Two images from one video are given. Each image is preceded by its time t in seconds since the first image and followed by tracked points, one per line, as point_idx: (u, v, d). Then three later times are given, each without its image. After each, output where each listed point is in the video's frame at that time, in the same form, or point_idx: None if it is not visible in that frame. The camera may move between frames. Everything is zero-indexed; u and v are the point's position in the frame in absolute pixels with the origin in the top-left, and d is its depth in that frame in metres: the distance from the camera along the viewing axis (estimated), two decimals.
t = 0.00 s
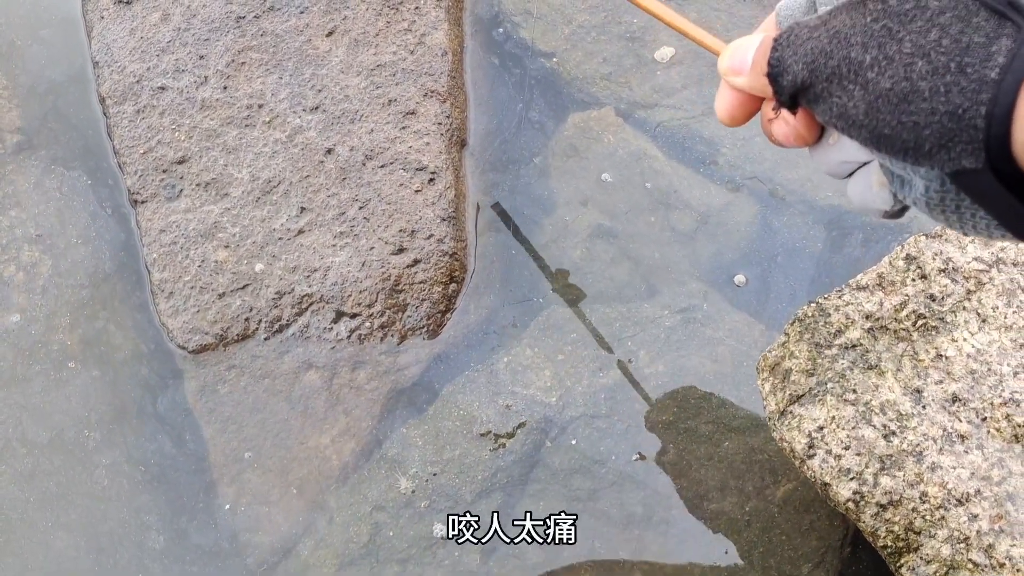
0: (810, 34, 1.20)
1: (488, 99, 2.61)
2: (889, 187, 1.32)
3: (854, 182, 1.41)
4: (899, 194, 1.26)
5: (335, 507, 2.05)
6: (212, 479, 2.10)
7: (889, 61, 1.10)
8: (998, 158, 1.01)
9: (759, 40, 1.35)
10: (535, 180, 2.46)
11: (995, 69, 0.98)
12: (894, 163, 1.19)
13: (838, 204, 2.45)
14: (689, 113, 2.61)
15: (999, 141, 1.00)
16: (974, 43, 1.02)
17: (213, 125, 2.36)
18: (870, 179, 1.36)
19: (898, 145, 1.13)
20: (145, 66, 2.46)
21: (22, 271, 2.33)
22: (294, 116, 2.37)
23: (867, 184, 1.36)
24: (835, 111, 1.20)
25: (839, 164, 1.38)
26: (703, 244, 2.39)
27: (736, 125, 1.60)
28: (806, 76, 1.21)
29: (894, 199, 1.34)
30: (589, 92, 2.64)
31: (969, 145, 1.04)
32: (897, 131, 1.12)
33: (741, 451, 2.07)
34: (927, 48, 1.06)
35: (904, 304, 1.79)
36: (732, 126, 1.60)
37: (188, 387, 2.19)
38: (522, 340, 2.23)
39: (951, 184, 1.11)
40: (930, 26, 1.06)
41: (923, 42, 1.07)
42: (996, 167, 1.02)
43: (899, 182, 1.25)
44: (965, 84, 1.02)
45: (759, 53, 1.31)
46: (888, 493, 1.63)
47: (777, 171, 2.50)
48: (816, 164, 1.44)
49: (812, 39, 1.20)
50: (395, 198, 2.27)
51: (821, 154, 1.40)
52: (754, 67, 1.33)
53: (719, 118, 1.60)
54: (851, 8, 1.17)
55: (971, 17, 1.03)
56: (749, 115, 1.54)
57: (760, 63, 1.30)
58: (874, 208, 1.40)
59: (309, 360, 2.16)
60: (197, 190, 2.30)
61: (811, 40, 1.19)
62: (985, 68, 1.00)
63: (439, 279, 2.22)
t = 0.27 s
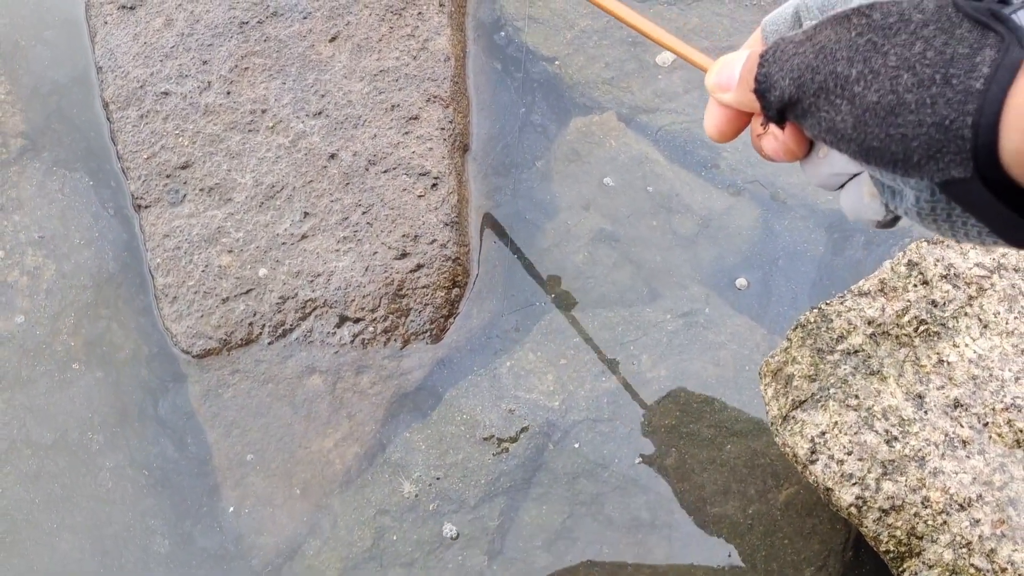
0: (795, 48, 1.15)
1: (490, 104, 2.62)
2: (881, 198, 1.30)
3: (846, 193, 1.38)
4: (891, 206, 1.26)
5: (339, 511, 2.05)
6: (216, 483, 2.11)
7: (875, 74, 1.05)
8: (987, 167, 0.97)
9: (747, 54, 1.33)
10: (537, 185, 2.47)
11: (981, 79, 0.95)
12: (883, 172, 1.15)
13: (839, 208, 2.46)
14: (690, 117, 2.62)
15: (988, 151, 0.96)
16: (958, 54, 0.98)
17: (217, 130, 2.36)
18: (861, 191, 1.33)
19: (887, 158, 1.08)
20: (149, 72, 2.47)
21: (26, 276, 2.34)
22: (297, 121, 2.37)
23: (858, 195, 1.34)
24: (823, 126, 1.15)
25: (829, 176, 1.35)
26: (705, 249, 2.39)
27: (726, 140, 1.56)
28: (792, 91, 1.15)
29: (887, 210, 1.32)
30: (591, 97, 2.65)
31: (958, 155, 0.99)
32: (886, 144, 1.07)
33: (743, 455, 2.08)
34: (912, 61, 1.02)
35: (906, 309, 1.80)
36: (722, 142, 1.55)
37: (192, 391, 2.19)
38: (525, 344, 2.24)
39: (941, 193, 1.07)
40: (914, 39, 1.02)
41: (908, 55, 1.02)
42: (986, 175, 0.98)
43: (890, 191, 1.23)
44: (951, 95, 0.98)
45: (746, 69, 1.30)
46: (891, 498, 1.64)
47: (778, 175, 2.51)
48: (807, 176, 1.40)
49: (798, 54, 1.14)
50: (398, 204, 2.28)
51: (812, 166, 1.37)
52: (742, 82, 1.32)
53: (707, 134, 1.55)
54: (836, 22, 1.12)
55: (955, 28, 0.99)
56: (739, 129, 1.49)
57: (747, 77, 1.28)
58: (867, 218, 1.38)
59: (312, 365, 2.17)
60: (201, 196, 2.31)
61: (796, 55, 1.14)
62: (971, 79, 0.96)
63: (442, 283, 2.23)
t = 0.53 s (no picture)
0: (790, 54, 1.12)
1: (493, 106, 2.61)
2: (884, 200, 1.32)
3: (851, 195, 1.41)
4: (893, 207, 1.22)
5: (342, 515, 2.05)
6: (219, 487, 2.10)
7: (871, 76, 1.03)
8: (988, 165, 0.93)
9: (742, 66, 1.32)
10: (540, 188, 2.47)
11: (977, 77, 0.92)
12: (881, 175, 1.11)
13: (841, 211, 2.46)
14: (692, 120, 2.62)
15: (987, 149, 0.92)
16: (953, 53, 0.95)
17: (219, 133, 2.36)
18: (864, 194, 1.36)
19: (887, 161, 1.05)
20: (151, 74, 2.47)
21: (28, 279, 2.32)
22: (300, 124, 2.37)
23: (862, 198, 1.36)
24: (821, 131, 1.11)
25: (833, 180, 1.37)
26: (708, 252, 2.39)
27: (727, 150, 1.55)
28: (790, 98, 1.12)
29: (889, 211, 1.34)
30: (594, 100, 2.64)
31: (957, 154, 0.96)
32: (885, 146, 1.03)
33: (747, 459, 2.08)
34: (907, 62, 0.99)
35: (910, 313, 1.80)
36: (723, 151, 1.55)
37: (195, 395, 2.19)
38: (528, 347, 2.24)
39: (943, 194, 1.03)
40: (908, 40, 1.00)
41: (903, 56, 1.00)
42: (986, 174, 0.94)
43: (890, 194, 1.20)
44: (947, 94, 0.95)
45: (742, 80, 1.28)
46: (895, 503, 1.64)
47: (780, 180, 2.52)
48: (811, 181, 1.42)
49: (794, 59, 1.11)
50: (401, 207, 2.27)
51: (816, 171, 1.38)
52: (739, 92, 1.29)
53: (711, 146, 1.55)
54: (830, 27, 1.10)
55: (948, 28, 0.97)
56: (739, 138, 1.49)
57: (744, 87, 1.26)
58: (871, 220, 1.40)
59: (315, 368, 2.17)
60: (204, 199, 2.30)
61: (792, 61, 1.11)
62: (966, 77, 0.93)
63: (445, 286, 2.22)
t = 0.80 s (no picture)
0: (799, 84, 1.17)
1: (494, 109, 2.62)
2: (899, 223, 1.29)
3: (867, 221, 1.38)
4: (909, 230, 1.21)
5: (344, 516, 2.05)
6: (221, 488, 2.10)
7: (878, 100, 1.05)
8: (997, 183, 0.92)
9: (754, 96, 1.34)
10: (541, 190, 2.47)
11: (981, 96, 0.92)
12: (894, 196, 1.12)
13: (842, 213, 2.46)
14: (693, 122, 2.63)
15: (995, 167, 0.92)
16: (957, 74, 0.96)
17: (221, 135, 2.37)
18: (881, 219, 1.33)
19: (898, 181, 1.06)
20: (153, 76, 2.47)
21: (30, 280, 2.33)
22: (302, 126, 2.38)
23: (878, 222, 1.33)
24: (833, 155, 1.15)
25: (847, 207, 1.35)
26: (709, 254, 2.40)
27: (742, 181, 1.54)
28: (800, 125, 1.17)
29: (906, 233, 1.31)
30: (595, 102, 2.65)
31: (965, 172, 0.96)
32: (896, 167, 1.05)
33: (748, 461, 2.08)
34: (913, 85, 1.01)
35: (912, 315, 1.80)
36: (739, 183, 1.54)
37: (197, 396, 2.19)
38: (530, 349, 2.24)
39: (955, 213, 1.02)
40: (913, 64, 1.02)
41: (908, 79, 1.02)
42: (997, 192, 0.93)
43: (903, 214, 1.20)
44: (953, 114, 0.95)
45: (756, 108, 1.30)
46: (897, 504, 1.63)
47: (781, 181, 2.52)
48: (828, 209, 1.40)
49: (803, 88, 1.17)
50: (403, 209, 2.28)
51: (831, 199, 1.36)
52: (750, 125, 1.33)
53: (725, 177, 1.54)
54: (837, 56, 1.14)
55: (951, 51, 0.99)
56: (754, 169, 1.48)
57: (754, 121, 1.30)
58: (890, 243, 1.37)
59: (317, 370, 2.17)
60: (206, 201, 2.31)
61: (801, 90, 1.16)
62: (971, 96, 0.93)
63: (446, 288, 2.23)
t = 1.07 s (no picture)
0: (796, 95, 1.16)
1: (493, 108, 2.62)
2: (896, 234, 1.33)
3: (866, 230, 1.42)
4: (906, 239, 1.22)
5: (343, 515, 2.05)
6: (220, 488, 2.10)
7: (875, 112, 1.04)
8: (997, 194, 0.92)
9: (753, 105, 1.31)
10: (540, 189, 2.47)
11: (979, 108, 0.92)
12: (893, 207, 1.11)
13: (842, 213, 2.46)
14: (693, 122, 2.62)
15: (994, 179, 0.91)
16: (955, 86, 0.96)
17: (220, 135, 2.36)
18: (879, 228, 1.37)
19: (896, 193, 1.05)
20: (152, 76, 2.47)
21: (30, 280, 2.32)
22: (301, 125, 2.37)
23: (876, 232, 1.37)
24: (831, 167, 1.13)
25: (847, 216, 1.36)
26: (709, 253, 2.39)
27: (741, 192, 1.51)
28: (797, 136, 1.16)
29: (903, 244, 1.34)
30: (594, 102, 2.65)
31: (963, 184, 0.95)
32: (893, 178, 1.04)
33: (748, 460, 2.08)
34: (910, 96, 1.00)
35: (911, 315, 1.80)
36: (738, 194, 1.51)
37: (195, 396, 2.19)
38: (529, 348, 2.24)
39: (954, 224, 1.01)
40: (910, 75, 1.01)
41: (905, 91, 1.01)
42: (996, 203, 0.93)
43: (903, 225, 1.19)
44: (951, 126, 0.95)
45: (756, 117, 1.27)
46: (896, 503, 1.63)
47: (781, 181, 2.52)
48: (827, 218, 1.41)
49: (799, 100, 1.15)
50: (402, 208, 2.27)
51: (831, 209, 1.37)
52: (749, 135, 1.31)
53: (724, 187, 1.52)
54: (833, 68, 1.13)
55: (948, 62, 0.98)
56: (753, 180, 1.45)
57: (753, 131, 1.28)
58: (887, 253, 1.41)
59: (316, 369, 2.17)
60: (205, 200, 2.30)
61: (798, 102, 1.15)
62: (968, 107, 0.93)
63: (445, 288, 2.22)
